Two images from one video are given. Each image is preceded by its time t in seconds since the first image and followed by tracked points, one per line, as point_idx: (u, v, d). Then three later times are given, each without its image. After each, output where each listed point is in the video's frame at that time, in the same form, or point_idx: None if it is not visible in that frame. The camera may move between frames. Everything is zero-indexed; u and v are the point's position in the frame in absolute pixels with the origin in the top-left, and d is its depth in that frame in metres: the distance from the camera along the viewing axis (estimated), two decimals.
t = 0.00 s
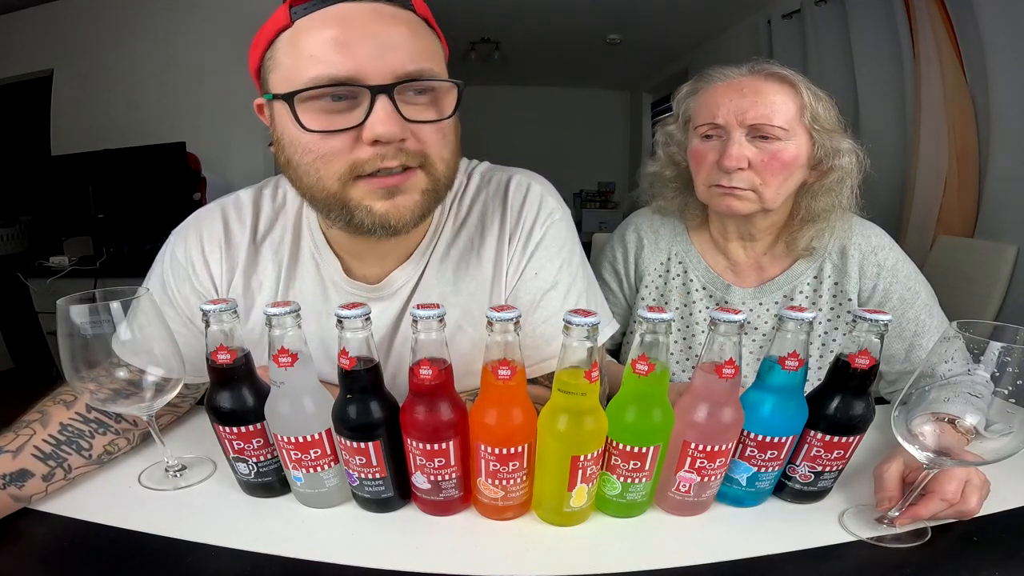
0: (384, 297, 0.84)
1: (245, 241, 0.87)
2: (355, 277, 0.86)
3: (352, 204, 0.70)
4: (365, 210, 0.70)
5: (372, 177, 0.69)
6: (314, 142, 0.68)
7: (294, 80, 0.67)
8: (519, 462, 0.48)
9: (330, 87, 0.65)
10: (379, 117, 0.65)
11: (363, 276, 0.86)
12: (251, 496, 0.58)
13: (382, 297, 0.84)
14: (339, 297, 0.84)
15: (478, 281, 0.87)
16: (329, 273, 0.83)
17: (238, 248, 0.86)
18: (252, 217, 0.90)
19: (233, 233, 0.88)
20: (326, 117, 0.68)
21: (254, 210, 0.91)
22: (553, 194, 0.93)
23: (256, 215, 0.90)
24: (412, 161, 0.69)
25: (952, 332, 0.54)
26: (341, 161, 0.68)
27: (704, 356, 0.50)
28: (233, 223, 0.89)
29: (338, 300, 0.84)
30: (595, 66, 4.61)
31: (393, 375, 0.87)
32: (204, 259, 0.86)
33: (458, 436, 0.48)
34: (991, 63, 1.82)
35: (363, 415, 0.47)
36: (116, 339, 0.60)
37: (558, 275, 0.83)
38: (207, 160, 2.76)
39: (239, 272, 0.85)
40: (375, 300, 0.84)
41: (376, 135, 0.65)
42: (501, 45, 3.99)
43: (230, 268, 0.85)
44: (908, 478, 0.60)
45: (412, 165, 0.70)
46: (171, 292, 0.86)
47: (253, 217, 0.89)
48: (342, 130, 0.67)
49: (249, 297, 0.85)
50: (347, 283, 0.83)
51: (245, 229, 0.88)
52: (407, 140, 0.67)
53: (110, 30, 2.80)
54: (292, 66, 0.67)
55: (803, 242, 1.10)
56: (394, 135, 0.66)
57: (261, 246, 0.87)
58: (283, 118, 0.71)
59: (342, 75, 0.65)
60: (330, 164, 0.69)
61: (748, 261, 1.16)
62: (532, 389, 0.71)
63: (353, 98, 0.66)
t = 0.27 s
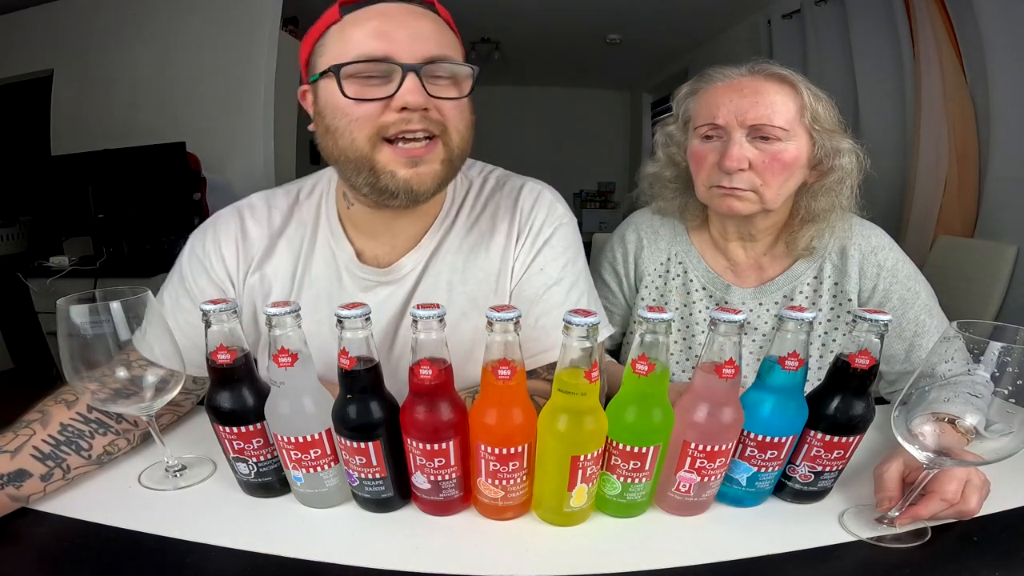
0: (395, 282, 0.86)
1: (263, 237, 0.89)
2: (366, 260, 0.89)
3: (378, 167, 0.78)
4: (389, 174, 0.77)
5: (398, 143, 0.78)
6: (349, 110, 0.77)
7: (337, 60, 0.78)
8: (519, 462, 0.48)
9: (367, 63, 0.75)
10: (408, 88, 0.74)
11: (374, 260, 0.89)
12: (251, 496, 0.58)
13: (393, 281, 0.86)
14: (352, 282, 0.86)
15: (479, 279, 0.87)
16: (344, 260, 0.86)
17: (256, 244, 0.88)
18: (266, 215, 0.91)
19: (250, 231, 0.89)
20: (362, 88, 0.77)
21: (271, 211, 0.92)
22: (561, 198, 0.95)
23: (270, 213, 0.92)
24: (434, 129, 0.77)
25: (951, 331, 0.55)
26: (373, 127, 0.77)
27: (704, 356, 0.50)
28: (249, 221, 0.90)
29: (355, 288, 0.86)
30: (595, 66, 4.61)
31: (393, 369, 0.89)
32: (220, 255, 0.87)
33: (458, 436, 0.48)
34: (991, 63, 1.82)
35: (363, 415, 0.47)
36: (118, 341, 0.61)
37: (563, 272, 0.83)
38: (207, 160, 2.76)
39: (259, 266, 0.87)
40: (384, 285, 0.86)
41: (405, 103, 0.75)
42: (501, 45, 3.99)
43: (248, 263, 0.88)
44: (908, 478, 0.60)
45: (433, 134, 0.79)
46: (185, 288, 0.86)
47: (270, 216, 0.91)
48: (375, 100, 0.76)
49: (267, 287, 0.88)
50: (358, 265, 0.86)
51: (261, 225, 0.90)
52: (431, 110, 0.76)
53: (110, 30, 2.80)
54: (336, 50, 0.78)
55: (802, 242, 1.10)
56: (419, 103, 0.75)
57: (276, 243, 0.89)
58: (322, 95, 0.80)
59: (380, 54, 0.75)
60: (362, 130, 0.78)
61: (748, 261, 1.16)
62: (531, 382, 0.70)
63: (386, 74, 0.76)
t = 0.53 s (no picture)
0: (405, 273, 0.88)
1: (279, 239, 0.90)
2: (377, 251, 0.91)
3: (387, 159, 0.82)
4: (396, 164, 0.81)
5: (406, 137, 0.82)
6: (362, 107, 0.82)
7: (356, 64, 0.83)
8: (519, 462, 0.48)
9: (383, 67, 0.81)
10: (420, 89, 0.80)
11: (384, 253, 0.91)
12: (251, 496, 0.58)
13: (403, 273, 0.88)
14: (363, 276, 0.88)
15: (481, 278, 0.89)
16: (356, 253, 0.88)
17: (273, 247, 0.90)
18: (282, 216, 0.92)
19: (268, 234, 0.91)
20: (377, 89, 0.82)
21: (287, 212, 0.93)
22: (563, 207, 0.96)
23: (286, 214, 0.92)
24: (440, 127, 0.82)
25: (951, 332, 0.55)
26: (385, 124, 0.82)
27: (704, 356, 0.50)
28: (266, 224, 0.91)
29: (368, 281, 0.88)
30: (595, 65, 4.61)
31: (392, 365, 0.91)
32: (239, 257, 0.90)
33: (458, 436, 0.48)
34: (991, 63, 1.82)
35: (363, 415, 0.47)
36: (118, 341, 0.61)
37: (563, 271, 0.85)
38: (207, 160, 2.76)
39: (276, 268, 0.89)
40: (393, 278, 0.88)
41: (415, 103, 0.80)
42: (501, 45, 3.99)
43: (266, 265, 0.90)
44: (908, 478, 0.60)
45: (440, 132, 0.83)
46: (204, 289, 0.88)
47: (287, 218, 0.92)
48: (388, 99, 0.81)
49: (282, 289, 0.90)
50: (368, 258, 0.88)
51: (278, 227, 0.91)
52: (439, 110, 0.81)
53: (110, 30, 2.80)
54: (356, 55, 0.84)
55: (802, 243, 1.10)
56: (428, 103, 0.80)
57: (292, 246, 0.90)
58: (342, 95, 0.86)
59: (395, 59, 0.81)
60: (374, 126, 0.82)
61: (747, 260, 1.16)
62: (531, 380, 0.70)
63: (400, 77, 0.81)
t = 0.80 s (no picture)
0: (409, 269, 0.88)
1: (286, 236, 0.90)
2: (380, 249, 0.91)
3: (397, 151, 0.83)
4: (405, 156, 0.83)
5: (416, 132, 0.83)
6: (378, 101, 0.84)
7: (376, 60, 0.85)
8: (519, 462, 0.48)
9: (401, 64, 0.83)
10: (433, 87, 0.82)
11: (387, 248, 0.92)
12: (251, 496, 0.59)
13: (406, 268, 0.88)
14: (367, 272, 0.88)
15: (482, 277, 0.89)
16: (359, 248, 0.88)
17: (280, 244, 0.90)
18: (290, 213, 0.93)
19: (274, 230, 0.91)
20: (394, 85, 0.84)
21: (295, 209, 0.93)
22: (563, 209, 0.96)
23: (294, 212, 0.93)
24: (449, 126, 0.84)
25: (951, 332, 0.54)
26: (398, 118, 0.84)
27: (704, 356, 0.50)
28: (274, 221, 0.92)
29: (371, 276, 0.88)
30: (595, 65, 4.61)
31: (392, 363, 0.92)
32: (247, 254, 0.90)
33: (458, 436, 0.48)
34: (991, 63, 1.82)
35: (363, 416, 0.47)
36: (118, 341, 0.61)
37: (564, 271, 0.85)
38: (207, 160, 2.76)
39: (283, 266, 0.90)
40: (397, 272, 0.88)
41: (428, 100, 0.82)
42: (501, 45, 3.99)
43: (271, 262, 0.90)
44: (908, 478, 0.60)
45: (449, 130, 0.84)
46: (211, 283, 0.89)
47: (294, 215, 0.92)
48: (403, 94, 0.83)
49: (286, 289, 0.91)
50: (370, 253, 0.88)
51: (286, 226, 0.91)
52: (448, 109, 0.83)
53: (110, 30, 2.80)
54: (378, 51, 0.86)
55: (802, 241, 1.10)
56: (438, 100, 0.82)
57: (298, 244, 0.90)
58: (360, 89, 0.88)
59: (413, 57, 0.83)
60: (388, 119, 0.84)
61: (748, 260, 1.15)
62: (531, 379, 0.70)
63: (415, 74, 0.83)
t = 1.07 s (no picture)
0: (412, 269, 0.88)
1: (288, 234, 0.90)
2: (384, 248, 0.91)
3: (403, 149, 0.84)
4: (411, 155, 0.83)
5: (423, 131, 0.83)
6: (386, 99, 0.84)
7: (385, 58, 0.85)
8: (519, 462, 0.48)
9: (411, 62, 0.83)
10: (442, 86, 0.82)
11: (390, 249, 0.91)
12: (251, 496, 0.58)
13: (409, 268, 0.88)
14: (370, 272, 0.88)
15: (484, 276, 0.89)
16: (362, 249, 0.88)
17: (282, 243, 0.90)
18: (293, 212, 0.93)
19: (276, 229, 0.91)
20: (402, 83, 0.84)
21: (299, 208, 0.93)
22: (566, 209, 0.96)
23: (297, 211, 0.93)
24: (455, 126, 0.83)
25: (952, 332, 0.54)
26: (404, 117, 0.83)
27: (704, 356, 0.50)
28: (276, 220, 0.92)
29: (373, 276, 0.88)
30: (595, 65, 4.61)
31: (393, 363, 0.91)
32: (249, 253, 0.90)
33: (458, 435, 0.48)
34: (991, 63, 1.82)
35: (363, 416, 0.47)
36: (118, 341, 0.61)
37: (566, 271, 0.85)
38: (207, 160, 2.76)
39: (285, 265, 0.89)
40: (400, 273, 0.88)
41: (436, 99, 0.81)
42: (501, 45, 3.98)
43: (272, 262, 0.90)
44: (908, 478, 0.60)
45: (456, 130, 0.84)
46: (212, 282, 0.89)
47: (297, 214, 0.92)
48: (411, 93, 0.83)
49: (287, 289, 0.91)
50: (374, 253, 0.88)
51: (289, 225, 0.91)
52: (455, 109, 0.82)
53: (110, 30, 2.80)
54: (388, 49, 0.86)
55: (805, 230, 1.11)
56: (447, 100, 0.82)
57: (300, 243, 0.90)
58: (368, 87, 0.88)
59: (423, 55, 0.83)
60: (395, 118, 0.84)
61: (749, 260, 1.15)
62: (532, 380, 0.70)
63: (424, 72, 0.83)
